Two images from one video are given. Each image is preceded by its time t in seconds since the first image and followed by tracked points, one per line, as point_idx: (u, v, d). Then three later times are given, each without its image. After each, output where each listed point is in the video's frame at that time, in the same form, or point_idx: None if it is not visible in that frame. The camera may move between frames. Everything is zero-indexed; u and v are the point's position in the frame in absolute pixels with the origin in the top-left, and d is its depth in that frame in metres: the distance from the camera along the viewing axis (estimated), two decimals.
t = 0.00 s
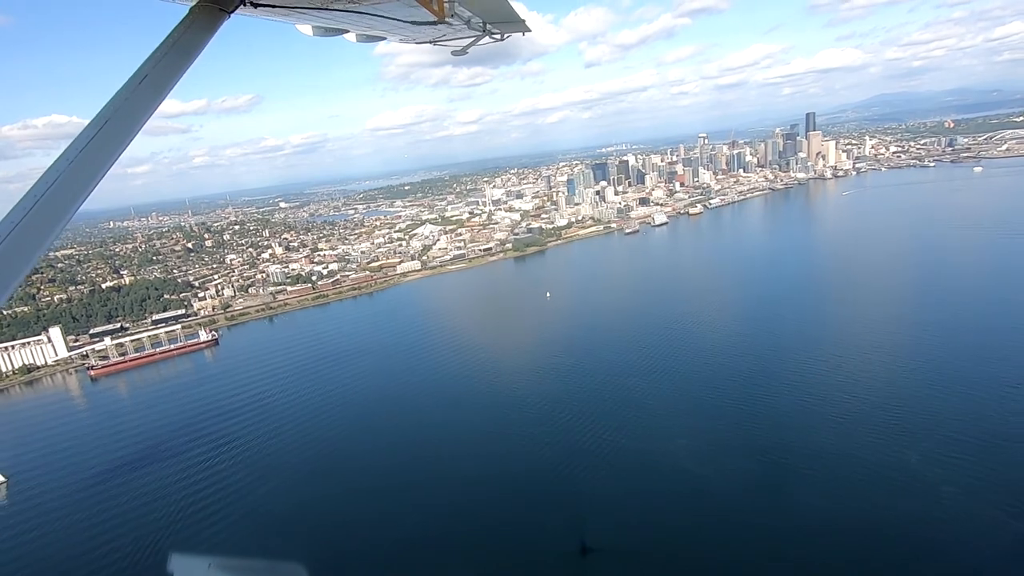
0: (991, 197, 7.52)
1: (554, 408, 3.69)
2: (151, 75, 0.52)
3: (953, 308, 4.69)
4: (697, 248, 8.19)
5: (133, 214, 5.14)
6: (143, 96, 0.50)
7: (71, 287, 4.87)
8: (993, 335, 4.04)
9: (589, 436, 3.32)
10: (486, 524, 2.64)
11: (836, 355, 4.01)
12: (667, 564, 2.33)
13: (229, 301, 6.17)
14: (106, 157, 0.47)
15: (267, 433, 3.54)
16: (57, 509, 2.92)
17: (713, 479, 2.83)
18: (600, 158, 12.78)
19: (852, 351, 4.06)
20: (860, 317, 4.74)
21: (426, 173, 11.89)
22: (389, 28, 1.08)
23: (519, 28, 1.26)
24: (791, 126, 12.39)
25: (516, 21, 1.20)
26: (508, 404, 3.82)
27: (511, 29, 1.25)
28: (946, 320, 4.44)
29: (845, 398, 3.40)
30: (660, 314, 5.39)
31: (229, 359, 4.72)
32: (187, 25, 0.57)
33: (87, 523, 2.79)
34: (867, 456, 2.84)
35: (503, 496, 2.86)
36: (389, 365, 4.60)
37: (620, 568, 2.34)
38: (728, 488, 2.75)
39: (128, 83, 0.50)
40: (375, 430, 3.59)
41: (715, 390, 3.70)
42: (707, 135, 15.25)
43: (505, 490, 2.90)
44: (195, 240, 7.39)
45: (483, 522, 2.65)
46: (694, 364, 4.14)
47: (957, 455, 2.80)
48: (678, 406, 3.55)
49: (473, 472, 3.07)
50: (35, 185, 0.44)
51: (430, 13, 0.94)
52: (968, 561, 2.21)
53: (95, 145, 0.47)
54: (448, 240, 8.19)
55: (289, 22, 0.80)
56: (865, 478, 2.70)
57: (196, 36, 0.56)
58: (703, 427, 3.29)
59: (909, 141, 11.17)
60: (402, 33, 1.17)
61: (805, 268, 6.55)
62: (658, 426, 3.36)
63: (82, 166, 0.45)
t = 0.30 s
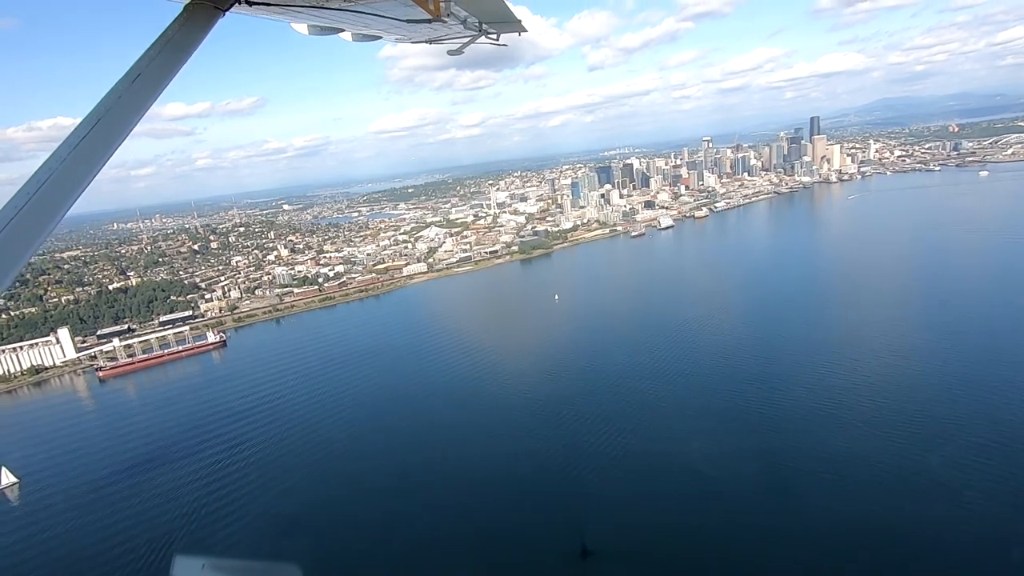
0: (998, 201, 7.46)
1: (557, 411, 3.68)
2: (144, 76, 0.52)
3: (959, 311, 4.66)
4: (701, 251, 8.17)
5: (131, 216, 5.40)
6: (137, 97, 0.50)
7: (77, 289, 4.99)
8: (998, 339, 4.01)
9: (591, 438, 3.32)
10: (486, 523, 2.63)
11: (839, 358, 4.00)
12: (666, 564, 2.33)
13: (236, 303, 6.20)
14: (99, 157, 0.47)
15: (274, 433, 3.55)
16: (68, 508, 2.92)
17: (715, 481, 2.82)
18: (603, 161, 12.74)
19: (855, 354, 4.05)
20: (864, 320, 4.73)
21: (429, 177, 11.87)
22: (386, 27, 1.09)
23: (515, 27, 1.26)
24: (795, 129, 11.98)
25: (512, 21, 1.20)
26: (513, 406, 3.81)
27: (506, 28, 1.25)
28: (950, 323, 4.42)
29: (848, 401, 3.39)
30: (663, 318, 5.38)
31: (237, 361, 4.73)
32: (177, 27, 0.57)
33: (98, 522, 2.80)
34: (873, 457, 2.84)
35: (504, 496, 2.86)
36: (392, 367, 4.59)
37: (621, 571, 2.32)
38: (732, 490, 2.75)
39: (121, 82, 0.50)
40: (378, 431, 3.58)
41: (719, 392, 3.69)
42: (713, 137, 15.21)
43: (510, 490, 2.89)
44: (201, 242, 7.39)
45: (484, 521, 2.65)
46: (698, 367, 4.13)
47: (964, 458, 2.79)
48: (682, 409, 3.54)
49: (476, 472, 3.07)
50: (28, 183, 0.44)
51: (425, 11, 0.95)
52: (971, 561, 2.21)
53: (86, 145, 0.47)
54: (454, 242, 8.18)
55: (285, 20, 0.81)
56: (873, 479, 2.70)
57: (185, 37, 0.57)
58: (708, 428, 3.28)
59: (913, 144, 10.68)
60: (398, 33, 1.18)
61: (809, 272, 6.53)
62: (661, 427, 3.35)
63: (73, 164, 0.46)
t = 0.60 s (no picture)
0: (1006, 205, 7.42)
1: (561, 413, 3.67)
2: (139, 73, 0.48)
3: (966, 315, 4.64)
4: (706, 255, 8.16)
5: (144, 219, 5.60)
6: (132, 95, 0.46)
7: (87, 291, 5.02)
8: (1007, 343, 3.99)
9: (594, 439, 3.31)
10: (486, 523, 2.63)
11: (843, 361, 3.98)
12: (665, 565, 2.32)
13: (245, 305, 6.24)
14: (90, 162, 0.43)
15: (285, 436, 3.53)
16: (80, 510, 2.92)
17: (719, 483, 2.81)
18: (608, 166, 12.75)
19: (860, 358, 4.04)
20: (869, 324, 4.71)
21: (435, 180, 11.88)
22: (383, 26, 1.08)
23: (513, 27, 1.25)
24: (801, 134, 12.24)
25: (510, 19, 1.19)
26: (518, 408, 3.80)
27: (505, 28, 1.24)
28: (957, 327, 4.40)
29: (854, 405, 3.37)
30: (668, 321, 5.36)
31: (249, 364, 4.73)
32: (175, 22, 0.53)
33: (112, 523, 2.79)
34: (879, 460, 2.82)
35: (505, 496, 2.85)
36: (398, 369, 4.59)
37: None
38: (735, 492, 2.74)
39: (114, 81, 0.46)
40: (384, 433, 3.57)
41: (725, 395, 3.68)
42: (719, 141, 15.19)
43: (514, 490, 2.89)
44: (209, 244, 7.42)
45: (486, 520, 2.65)
46: (704, 370, 4.11)
47: (973, 461, 2.77)
48: (688, 411, 3.53)
49: (479, 472, 3.06)
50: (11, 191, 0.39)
51: (423, 10, 0.93)
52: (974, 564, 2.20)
53: (77, 149, 0.42)
54: (462, 245, 8.20)
55: (285, 19, 0.81)
56: (882, 482, 2.68)
57: (182, 33, 0.52)
58: (714, 430, 3.27)
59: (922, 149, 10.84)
60: (397, 32, 1.18)
61: (815, 276, 6.51)
62: (663, 429, 3.34)
63: (69, 167, 0.41)
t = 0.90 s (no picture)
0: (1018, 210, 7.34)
1: (563, 415, 3.69)
2: (138, 73, 0.50)
3: (969, 320, 4.63)
4: (713, 259, 8.13)
5: (154, 222, 5.67)
6: (130, 95, 0.48)
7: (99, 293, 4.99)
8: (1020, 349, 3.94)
9: (593, 440, 3.33)
10: (486, 522, 2.66)
11: (845, 366, 3.98)
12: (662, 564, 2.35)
13: (255, 307, 6.28)
14: (87, 160, 0.45)
15: (299, 439, 3.53)
16: (94, 510, 2.93)
17: (720, 484, 2.83)
18: (614, 170, 12.72)
19: (862, 362, 4.05)
20: (871, 329, 4.71)
21: (440, 184, 11.85)
22: (384, 25, 1.08)
23: (515, 27, 1.25)
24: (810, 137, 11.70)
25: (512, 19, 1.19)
26: (525, 411, 3.79)
27: (506, 28, 1.24)
28: (961, 332, 4.39)
29: (854, 409, 3.38)
30: (672, 326, 5.36)
31: (264, 366, 4.74)
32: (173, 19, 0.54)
33: (127, 523, 2.80)
34: (879, 462, 2.83)
35: (506, 496, 2.88)
36: (404, 372, 4.58)
37: None
38: (736, 493, 2.75)
39: (114, 80, 0.48)
40: (390, 436, 3.57)
41: (728, 398, 3.68)
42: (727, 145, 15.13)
43: (515, 490, 2.92)
44: (218, 247, 7.46)
45: (485, 519, 2.68)
46: (705, 373, 4.12)
47: (978, 464, 2.76)
48: (691, 413, 3.53)
49: (479, 472, 3.09)
50: (11, 185, 0.41)
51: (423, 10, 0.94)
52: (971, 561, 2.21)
53: (75, 147, 0.45)
54: (470, 249, 8.19)
55: (287, 18, 0.82)
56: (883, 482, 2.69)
57: (181, 31, 0.54)
58: (718, 433, 3.26)
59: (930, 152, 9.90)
60: (399, 31, 1.18)
61: (819, 280, 6.50)
62: (663, 429, 3.36)
63: (69, 164, 0.44)
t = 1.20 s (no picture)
0: None
1: (567, 417, 3.69)
2: (140, 75, 0.49)
3: (976, 323, 4.61)
4: (717, 263, 8.13)
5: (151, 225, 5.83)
6: (131, 97, 0.47)
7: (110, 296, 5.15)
8: None
9: (595, 440, 3.34)
10: (489, 522, 2.67)
11: (852, 370, 3.97)
12: (664, 563, 2.35)
13: (265, 311, 6.27)
14: (86, 163, 0.44)
15: (313, 442, 3.53)
16: (110, 513, 2.93)
17: (723, 484, 2.83)
18: (620, 174, 12.70)
19: (867, 365, 4.03)
20: (876, 332, 4.69)
21: (446, 189, 11.86)
22: (383, 29, 1.07)
23: (513, 30, 1.24)
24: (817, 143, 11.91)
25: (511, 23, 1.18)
26: (530, 413, 3.80)
27: (505, 31, 1.23)
28: (968, 335, 4.38)
29: (860, 412, 3.37)
30: (677, 329, 5.35)
31: (274, 369, 4.75)
32: (175, 20, 0.54)
33: (141, 526, 2.80)
34: (885, 465, 2.81)
35: (508, 496, 2.88)
36: (413, 375, 4.58)
37: None
38: (740, 493, 2.75)
39: (115, 81, 0.48)
40: (396, 438, 3.56)
41: (733, 401, 3.67)
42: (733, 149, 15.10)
43: (518, 490, 2.93)
44: (227, 251, 7.49)
45: (487, 518, 2.69)
46: (708, 376, 4.12)
47: (994, 469, 2.74)
48: (696, 416, 3.52)
49: (480, 473, 3.09)
50: (12, 189, 0.41)
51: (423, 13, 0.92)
52: (976, 563, 2.20)
53: (75, 150, 0.44)
54: (479, 253, 8.20)
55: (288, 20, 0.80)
56: (886, 484, 2.69)
57: (183, 32, 0.54)
58: (723, 436, 3.25)
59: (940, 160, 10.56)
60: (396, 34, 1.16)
61: (825, 284, 6.48)
62: (668, 431, 3.35)
63: (68, 168, 0.43)
